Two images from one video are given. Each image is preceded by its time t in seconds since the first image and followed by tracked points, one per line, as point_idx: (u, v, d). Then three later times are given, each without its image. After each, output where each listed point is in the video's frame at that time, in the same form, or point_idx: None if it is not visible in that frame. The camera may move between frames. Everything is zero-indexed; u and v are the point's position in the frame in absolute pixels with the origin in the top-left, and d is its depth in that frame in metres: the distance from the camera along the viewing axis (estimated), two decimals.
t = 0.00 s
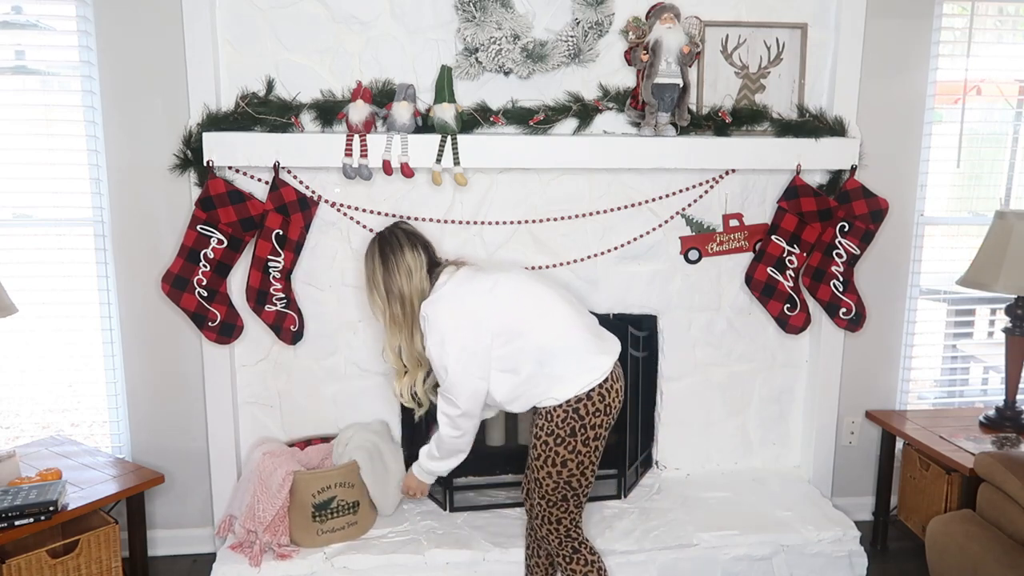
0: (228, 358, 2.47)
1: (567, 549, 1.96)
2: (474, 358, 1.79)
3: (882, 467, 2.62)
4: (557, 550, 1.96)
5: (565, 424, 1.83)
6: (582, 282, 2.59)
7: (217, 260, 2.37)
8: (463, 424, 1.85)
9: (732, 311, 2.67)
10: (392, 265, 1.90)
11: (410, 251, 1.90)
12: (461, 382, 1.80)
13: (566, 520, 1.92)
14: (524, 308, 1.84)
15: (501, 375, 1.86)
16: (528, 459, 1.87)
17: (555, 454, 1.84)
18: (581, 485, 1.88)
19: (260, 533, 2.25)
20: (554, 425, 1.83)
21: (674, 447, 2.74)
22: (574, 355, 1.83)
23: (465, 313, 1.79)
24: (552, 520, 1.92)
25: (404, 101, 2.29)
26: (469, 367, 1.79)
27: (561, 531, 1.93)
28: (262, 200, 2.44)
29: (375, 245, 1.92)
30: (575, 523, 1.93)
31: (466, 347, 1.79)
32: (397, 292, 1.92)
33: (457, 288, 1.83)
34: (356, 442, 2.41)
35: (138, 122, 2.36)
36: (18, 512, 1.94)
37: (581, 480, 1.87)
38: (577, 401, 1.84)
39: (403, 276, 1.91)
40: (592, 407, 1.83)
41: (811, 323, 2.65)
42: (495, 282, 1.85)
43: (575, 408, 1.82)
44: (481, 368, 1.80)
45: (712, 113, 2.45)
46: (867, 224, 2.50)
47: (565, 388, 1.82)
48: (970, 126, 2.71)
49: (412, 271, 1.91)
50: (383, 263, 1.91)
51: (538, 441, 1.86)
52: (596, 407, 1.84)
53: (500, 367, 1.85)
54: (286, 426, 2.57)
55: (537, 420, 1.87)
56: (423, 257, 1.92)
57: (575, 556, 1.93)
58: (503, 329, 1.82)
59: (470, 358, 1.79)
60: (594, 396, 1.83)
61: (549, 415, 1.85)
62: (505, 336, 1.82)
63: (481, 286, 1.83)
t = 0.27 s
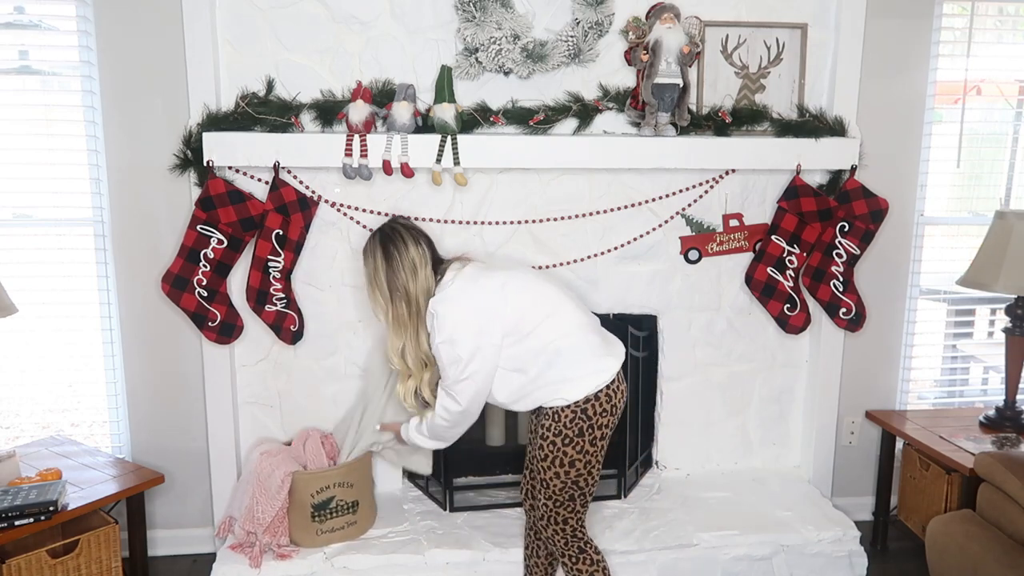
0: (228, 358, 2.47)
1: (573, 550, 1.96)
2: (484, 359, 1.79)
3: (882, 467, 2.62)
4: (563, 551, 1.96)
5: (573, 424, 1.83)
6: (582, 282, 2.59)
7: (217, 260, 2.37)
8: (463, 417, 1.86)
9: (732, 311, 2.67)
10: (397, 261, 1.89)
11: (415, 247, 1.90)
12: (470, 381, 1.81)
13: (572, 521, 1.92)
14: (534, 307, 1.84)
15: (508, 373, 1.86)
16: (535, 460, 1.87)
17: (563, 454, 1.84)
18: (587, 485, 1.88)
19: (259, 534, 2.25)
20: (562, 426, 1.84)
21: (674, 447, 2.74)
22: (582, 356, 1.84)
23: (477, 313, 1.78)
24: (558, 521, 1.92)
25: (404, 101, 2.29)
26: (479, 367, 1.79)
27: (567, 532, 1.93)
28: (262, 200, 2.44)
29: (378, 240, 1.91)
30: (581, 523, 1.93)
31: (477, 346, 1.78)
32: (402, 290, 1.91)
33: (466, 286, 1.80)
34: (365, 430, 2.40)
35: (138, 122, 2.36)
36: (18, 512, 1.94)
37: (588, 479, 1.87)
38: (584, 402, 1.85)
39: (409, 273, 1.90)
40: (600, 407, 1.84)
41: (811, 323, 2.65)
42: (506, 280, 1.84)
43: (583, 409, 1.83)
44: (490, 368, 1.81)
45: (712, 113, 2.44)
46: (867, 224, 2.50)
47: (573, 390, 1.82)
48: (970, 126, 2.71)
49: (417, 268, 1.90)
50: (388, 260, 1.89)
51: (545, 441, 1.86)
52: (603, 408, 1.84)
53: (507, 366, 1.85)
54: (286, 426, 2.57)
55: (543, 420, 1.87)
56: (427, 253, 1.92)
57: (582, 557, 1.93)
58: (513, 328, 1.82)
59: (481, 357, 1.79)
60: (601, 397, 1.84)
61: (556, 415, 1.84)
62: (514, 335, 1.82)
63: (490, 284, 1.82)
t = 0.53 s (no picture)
0: (228, 358, 2.47)
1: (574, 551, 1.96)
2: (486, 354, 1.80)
3: (883, 467, 2.62)
4: (564, 553, 1.96)
5: (574, 426, 1.83)
6: (582, 282, 2.59)
7: (217, 260, 2.37)
8: (461, 411, 1.87)
9: (732, 311, 2.67)
10: (405, 254, 1.84)
11: (424, 240, 1.84)
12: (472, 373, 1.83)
13: (573, 522, 1.92)
14: (540, 306, 1.84)
15: (509, 371, 1.86)
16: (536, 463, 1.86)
17: (563, 456, 1.84)
18: (588, 486, 1.88)
19: (258, 533, 2.25)
20: (562, 428, 1.83)
21: (674, 447, 2.74)
22: (585, 358, 1.83)
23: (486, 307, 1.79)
24: (559, 522, 1.92)
25: (404, 101, 2.29)
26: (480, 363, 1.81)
27: (568, 534, 1.93)
28: (262, 200, 2.44)
29: (386, 232, 1.86)
30: (582, 524, 1.93)
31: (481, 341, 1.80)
32: (410, 283, 1.85)
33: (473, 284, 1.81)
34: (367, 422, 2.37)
35: (138, 122, 2.36)
36: (18, 512, 1.94)
37: (589, 481, 1.87)
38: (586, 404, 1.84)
39: (417, 266, 1.84)
40: (601, 409, 1.84)
41: (811, 323, 2.65)
42: (517, 277, 1.84)
43: (584, 411, 1.83)
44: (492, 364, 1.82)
45: (712, 113, 2.44)
46: (867, 224, 2.50)
47: (574, 392, 1.82)
48: (970, 126, 2.71)
49: (426, 261, 1.85)
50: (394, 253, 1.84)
51: (545, 443, 1.85)
52: (604, 410, 1.84)
53: (509, 364, 1.86)
54: (287, 426, 2.57)
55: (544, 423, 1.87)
56: (437, 247, 1.86)
57: (583, 558, 1.93)
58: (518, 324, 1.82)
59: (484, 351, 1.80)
60: (602, 399, 1.84)
61: (557, 417, 1.84)
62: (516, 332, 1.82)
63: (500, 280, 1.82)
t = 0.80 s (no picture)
0: (228, 358, 2.47)
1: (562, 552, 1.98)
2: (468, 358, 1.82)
3: (883, 467, 2.62)
4: (553, 554, 1.97)
5: (561, 431, 1.83)
6: (582, 282, 2.59)
7: (217, 260, 2.37)
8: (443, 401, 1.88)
9: (732, 311, 2.67)
10: (401, 255, 1.90)
11: (420, 242, 1.90)
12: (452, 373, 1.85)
13: (560, 524, 1.93)
14: (533, 310, 1.84)
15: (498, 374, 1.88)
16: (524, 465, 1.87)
17: (551, 461, 1.84)
18: (576, 489, 1.89)
19: (260, 532, 2.25)
20: (551, 432, 1.83)
21: (674, 447, 2.74)
22: (578, 362, 1.84)
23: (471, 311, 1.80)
24: (547, 524, 1.93)
25: (404, 101, 2.29)
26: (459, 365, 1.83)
27: (556, 535, 1.94)
28: (262, 200, 2.44)
29: (382, 235, 1.92)
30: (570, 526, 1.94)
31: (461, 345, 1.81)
32: (405, 286, 1.92)
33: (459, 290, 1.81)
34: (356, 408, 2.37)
35: (138, 122, 2.36)
36: (18, 512, 1.94)
37: (577, 484, 1.88)
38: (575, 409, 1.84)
39: (412, 268, 1.90)
40: (590, 415, 1.83)
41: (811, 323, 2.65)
42: (507, 281, 1.84)
43: (572, 416, 1.82)
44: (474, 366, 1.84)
45: (712, 113, 2.44)
46: (867, 224, 2.50)
47: (563, 398, 1.82)
48: (970, 126, 2.71)
49: (422, 263, 1.91)
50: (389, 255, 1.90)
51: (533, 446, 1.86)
52: (592, 416, 1.83)
53: (496, 367, 1.87)
54: (286, 426, 2.57)
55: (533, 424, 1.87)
56: (434, 250, 1.92)
57: (571, 559, 1.95)
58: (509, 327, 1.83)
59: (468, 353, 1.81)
60: (591, 405, 1.83)
61: (546, 421, 1.84)
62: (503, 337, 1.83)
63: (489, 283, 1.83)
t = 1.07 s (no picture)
0: (228, 358, 2.47)
1: (577, 556, 1.92)
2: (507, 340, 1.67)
3: (882, 467, 2.62)
4: (568, 558, 1.91)
5: (581, 434, 1.75)
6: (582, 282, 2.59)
7: (217, 260, 2.37)
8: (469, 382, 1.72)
9: (732, 311, 2.67)
10: (464, 193, 1.70)
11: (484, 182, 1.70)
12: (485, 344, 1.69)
13: (577, 527, 1.87)
14: (580, 307, 1.72)
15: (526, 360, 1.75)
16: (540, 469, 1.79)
17: (569, 464, 1.77)
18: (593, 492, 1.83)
19: (261, 532, 2.25)
20: (569, 435, 1.76)
21: (674, 446, 2.74)
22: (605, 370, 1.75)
23: (523, 290, 1.66)
24: (564, 529, 1.87)
25: (404, 101, 2.29)
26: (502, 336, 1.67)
27: (573, 539, 1.88)
28: (262, 200, 2.44)
29: (447, 165, 1.71)
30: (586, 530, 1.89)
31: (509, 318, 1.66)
32: (456, 223, 1.71)
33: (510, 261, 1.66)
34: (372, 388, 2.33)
35: (138, 122, 2.36)
36: (18, 513, 1.94)
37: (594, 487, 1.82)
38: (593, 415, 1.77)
39: (472, 208, 1.70)
40: (611, 419, 1.77)
41: (811, 323, 2.65)
42: (569, 271, 1.71)
43: (592, 420, 1.75)
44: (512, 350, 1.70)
45: (712, 113, 2.44)
46: (867, 224, 2.50)
47: (585, 402, 1.73)
48: (970, 126, 2.71)
49: (480, 205, 1.71)
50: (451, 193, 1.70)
51: (550, 450, 1.78)
52: (612, 420, 1.77)
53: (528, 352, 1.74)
54: (287, 426, 2.57)
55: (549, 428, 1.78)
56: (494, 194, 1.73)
57: (588, 563, 1.89)
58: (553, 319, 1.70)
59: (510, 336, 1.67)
60: (611, 409, 1.76)
61: (563, 423, 1.76)
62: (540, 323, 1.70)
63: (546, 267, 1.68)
